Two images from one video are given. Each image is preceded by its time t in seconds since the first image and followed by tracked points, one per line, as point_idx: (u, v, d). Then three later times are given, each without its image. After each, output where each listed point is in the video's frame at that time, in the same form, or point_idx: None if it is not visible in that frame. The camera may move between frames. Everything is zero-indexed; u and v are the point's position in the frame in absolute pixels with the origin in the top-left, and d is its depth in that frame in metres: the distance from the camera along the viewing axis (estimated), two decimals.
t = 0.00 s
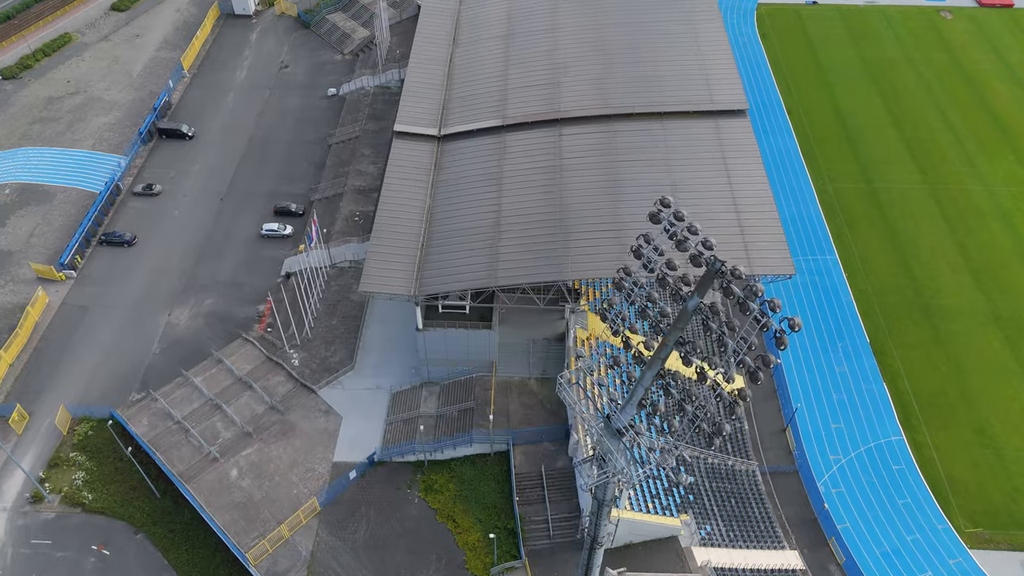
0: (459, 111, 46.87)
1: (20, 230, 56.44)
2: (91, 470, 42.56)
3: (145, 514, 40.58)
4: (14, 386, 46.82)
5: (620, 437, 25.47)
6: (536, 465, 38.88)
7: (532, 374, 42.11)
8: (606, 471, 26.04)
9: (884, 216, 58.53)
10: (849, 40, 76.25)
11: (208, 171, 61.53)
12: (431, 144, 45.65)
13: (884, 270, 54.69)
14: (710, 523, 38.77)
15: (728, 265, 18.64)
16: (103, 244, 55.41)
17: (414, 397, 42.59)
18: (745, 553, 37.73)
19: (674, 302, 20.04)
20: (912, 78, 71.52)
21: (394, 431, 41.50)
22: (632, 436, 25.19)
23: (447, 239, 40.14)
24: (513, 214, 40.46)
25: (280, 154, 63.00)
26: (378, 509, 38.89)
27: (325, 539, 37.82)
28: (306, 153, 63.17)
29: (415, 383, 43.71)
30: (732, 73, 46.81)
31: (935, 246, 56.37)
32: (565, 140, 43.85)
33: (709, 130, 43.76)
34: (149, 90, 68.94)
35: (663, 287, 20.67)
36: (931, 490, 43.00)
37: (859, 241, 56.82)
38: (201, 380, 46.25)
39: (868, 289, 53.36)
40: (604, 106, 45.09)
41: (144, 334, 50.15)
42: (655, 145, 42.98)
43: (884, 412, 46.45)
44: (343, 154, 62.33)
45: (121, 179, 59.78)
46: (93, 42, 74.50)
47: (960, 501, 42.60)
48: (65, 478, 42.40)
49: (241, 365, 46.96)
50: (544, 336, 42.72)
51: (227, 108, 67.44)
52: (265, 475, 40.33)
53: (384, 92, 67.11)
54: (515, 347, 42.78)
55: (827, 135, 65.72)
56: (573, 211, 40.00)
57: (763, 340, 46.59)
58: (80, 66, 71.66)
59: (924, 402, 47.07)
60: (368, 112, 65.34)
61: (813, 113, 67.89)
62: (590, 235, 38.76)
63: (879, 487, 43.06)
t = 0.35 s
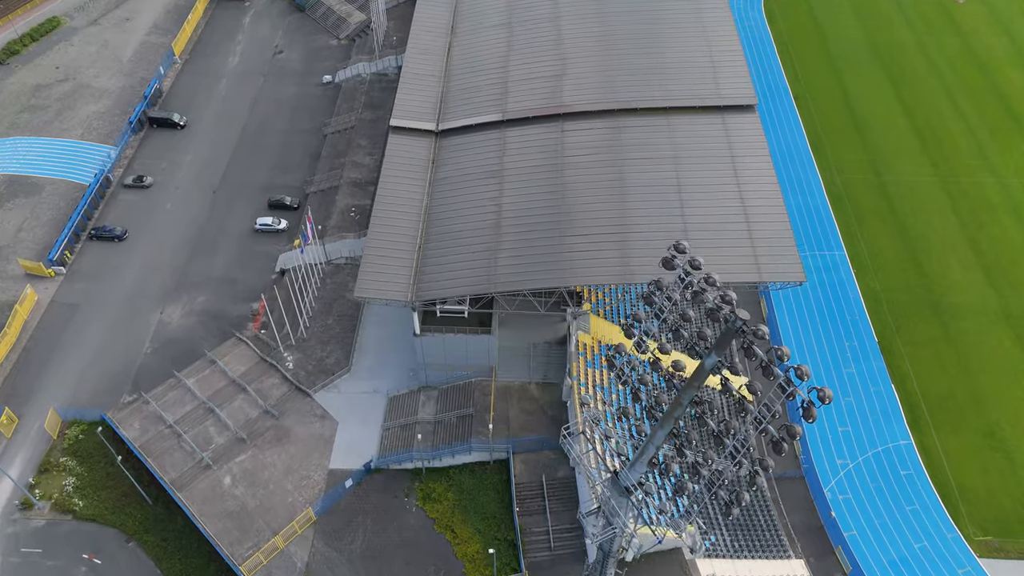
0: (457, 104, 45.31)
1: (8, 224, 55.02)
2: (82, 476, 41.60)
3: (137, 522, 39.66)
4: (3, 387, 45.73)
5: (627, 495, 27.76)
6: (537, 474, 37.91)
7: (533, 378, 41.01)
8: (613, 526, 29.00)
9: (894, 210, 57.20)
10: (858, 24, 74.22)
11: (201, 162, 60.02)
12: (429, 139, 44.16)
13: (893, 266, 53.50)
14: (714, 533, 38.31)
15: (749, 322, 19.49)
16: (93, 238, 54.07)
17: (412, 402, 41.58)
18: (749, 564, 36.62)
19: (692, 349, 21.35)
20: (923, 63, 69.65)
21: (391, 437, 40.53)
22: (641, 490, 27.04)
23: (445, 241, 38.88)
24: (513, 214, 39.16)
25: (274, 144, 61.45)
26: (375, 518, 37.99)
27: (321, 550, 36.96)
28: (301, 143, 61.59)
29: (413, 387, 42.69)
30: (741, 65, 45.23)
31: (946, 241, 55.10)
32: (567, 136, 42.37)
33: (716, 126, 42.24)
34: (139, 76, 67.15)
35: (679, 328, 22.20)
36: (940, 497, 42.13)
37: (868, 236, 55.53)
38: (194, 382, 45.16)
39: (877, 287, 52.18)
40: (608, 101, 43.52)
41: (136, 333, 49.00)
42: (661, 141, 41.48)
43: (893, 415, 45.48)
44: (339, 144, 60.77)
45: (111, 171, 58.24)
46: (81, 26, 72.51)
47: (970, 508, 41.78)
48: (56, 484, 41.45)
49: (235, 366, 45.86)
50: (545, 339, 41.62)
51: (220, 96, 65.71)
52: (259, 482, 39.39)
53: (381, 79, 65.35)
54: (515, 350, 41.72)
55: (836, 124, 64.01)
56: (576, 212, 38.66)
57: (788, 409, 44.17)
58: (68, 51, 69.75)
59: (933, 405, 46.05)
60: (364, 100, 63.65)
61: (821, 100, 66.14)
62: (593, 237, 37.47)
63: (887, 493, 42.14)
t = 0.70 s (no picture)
0: (455, 100, 43.77)
1: None
2: (72, 483, 40.68)
3: (129, 532, 38.78)
4: None
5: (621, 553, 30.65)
6: (538, 485, 36.91)
7: (534, 386, 39.96)
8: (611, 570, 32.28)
9: (903, 205, 55.90)
10: (868, 10, 72.34)
11: (193, 154, 58.53)
12: (427, 136, 42.75)
13: (902, 264, 52.30)
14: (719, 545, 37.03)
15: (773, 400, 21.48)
16: (83, 234, 52.77)
17: (409, 409, 40.58)
18: None
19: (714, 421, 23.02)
20: (935, 51, 67.87)
21: (388, 445, 39.56)
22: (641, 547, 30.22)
23: (444, 245, 37.65)
24: (514, 217, 37.88)
25: (268, 135, 59.90)
26: (372, 530, 37.13)
27: (316, 563, 36.14)
28: (296, 135, 60.03)
29: (411, 393, 41.61)
30: (749, 59, 43.63)
31: (957, 238, 53.79)
32: (570, 134, 40.94)
33: (724, 123, 40.68)
34: (130, 64, 65.40)
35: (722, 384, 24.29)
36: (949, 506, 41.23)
37: (877, 232, 54.28)
38: (187, 386, 44.14)
39: (885, 286, 50.99)
40: (612, 96, 41.98)
41: (127, 333, 47.87)
42: (666, 139, 39.97)
43: (902, 419, 44.36)
44: (335, 136, 59.23)
45: (100, 164, 56.76)
46: (70, 11, 70.53)
47: (979, 517, 40.96)
48: (46, 492, 40.56)
49: (228, 369, 44.81)
50: (547, 344, 40.49)
51: (213, 85, 64.01)
52: (253, 492, 38.47)
53: (378, 68, 63.61)
54: (516, 356, 40.61)
55: (845, 116, 62.50)
56: (578, 215, 37.31)
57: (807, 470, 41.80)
58: (56, 37, 67.86)
59: (943, 408, 45.03)
60: (360, 89, 61.96)
61: (829, 90, 64.58)
62: (595, 241, 36.14)
63: (895, 502, 41.21)
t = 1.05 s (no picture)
0: (453, 96, 42.27)
1: None
2: (63, 492, 39.77)
3: (121, 543, 37.92)
4: None
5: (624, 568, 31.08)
6: (539, 498, 36.01)
7: (534, 394, 38.98)
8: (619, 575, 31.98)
9: (914, 201, 54.57)
10: None
11: (185, 147, 57.07)
12: (425, 134, 41.36)
13: (912, 263, 51.11)
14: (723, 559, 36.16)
15: (802, 499, 21.40)
16: (72, 232, 51.47)
17: (407, 417, 39.61)
18: None
19: (734, 514, 23.83)
20: (947, 40, 66.14)
21: (385, 454, 38.63)
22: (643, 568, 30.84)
23: (442, 252, 36.47)
24: (514, 223, 36.64)
25: (262, 127, 58.40)
26: (369, 543, 36.30)
27: None
28: (291, 126, 58.50)
29: (408, 400, 40.62)
30: (758, 54, 42.09)
31: (969, 236, 52.52)
32: (573, 134, 39.54)
33: (731, 122, 39.24)
34: (119, 52, 63.63)
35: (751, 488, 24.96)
36: (958, 514, 40.31)
37: (886, 229, 52.98)
38: (179, 391, 43.14)
39: (895, 285, 49.83)
40: (616, 94, 40.49)
41: (118, 335, 46.78)
42: (672, 140, 38.59)
43: (910, 425, 43.55)
44: (330, 128, 57.69)
45: (90, 157, 55.30)
46: None
47: (988, 526, 39.94)
48: (36, 501, 39.66)
49: (222, 373, 43.80)
50: (547, 351, 39.41)
51: (205, 74, 62.29)
52: (247, 503, 37.59)
53: (374, 56, 61.95)
54: (516, 363, 39.31)
55: (854, 107, 61.02)
56: (581, 221, 36.07)
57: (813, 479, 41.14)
58: (44, 24, 66.03)
59: (953, 413, 44.09)
60: (356, 79, 60.32)
61: (838, 80, 63.08)
62: (599, 249, 34.91)
63: (903, 511, 40.38)
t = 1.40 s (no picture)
0: (451, 94, 40.90)
1: None
2: (54, 502, 38.88)
3: (113, 554, 37.08)
4: None
5: None
6: (539, 512, 35.17)
7: (535, 404, 37.93)
8: None
9: (924, 198, 53.27)
10: None
11: (177, 141, 55.68)
12: (423, 134, 40.08)
13: (922, 262, 49.97)
14: None
15: None
16: (61, 229, 50.24)
17: (404, 426, 38.73)
18: None
19: None
20: (960, 27, 64.33)
21: (382, 465, 37.75)
22: None
23: (440, 261, 35.40)
24: (514, 230, 35.47)
25: (255, 120, 56.99)
26: (365, 556, 35.53)
27: None
28: (285, 118, 57.06)
29: (405, 408, 39.72)
30: (768, 50, 40.58)
31: (980, 234, 51.26)
32: (575, 134, 38.15)
33: (740, 122, 37.88)
34: (108, 39, 61.92)
35: None
36: (966, 524, 39.65)
37: (896, 226, 51.75)
38: (172, 396, 42.18)
39: (903, 286, 48.86)
40: (620, 92, 39.08)
41: (109, 337, 45.72)
42: (678, 141, 37.24)
43: (918, 432, 42.76)
44: (326, 120, 56.24)
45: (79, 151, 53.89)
46: None
47: (996, 536, 39.30)
48: (26, 510, 38.76)
49: (215, 378, 42.81)
50: (548, 359, 38.42)
51: (197, 63, 60.71)
52: (241, 515, 36.80)
53: (371, 45, 60.41)
54: (516, 372, 38.56)
55: (863, 97, 59.44)
56: (583, 227, 34.86)
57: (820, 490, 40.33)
58: (31, 11, 64.23)
59: (962, 419, 43.34)
60: (352, 69, 58.73)
61: (848, 68, 61.40)
62: (601, 257, 33.70)
63: (910, 520, 39.63)
